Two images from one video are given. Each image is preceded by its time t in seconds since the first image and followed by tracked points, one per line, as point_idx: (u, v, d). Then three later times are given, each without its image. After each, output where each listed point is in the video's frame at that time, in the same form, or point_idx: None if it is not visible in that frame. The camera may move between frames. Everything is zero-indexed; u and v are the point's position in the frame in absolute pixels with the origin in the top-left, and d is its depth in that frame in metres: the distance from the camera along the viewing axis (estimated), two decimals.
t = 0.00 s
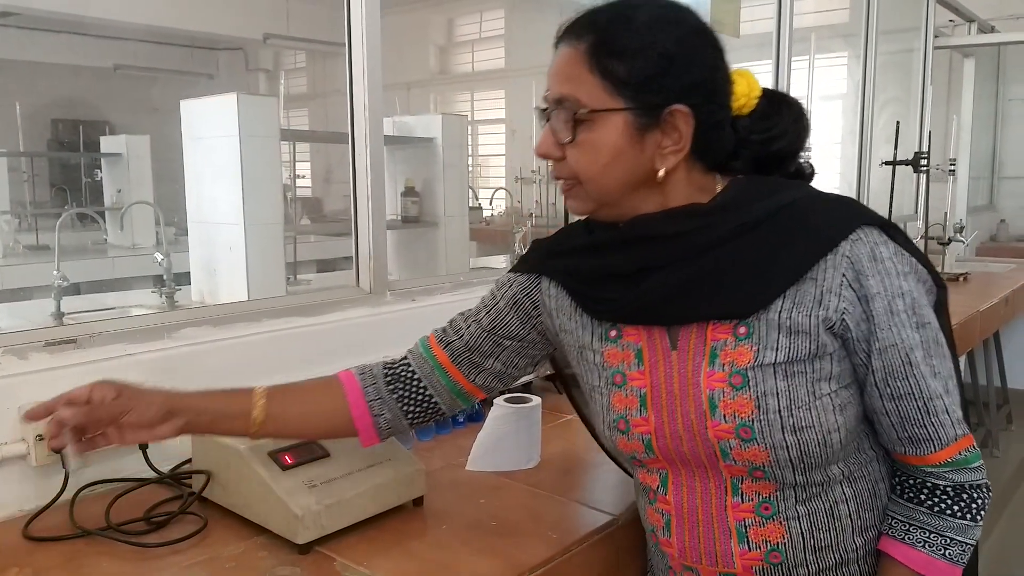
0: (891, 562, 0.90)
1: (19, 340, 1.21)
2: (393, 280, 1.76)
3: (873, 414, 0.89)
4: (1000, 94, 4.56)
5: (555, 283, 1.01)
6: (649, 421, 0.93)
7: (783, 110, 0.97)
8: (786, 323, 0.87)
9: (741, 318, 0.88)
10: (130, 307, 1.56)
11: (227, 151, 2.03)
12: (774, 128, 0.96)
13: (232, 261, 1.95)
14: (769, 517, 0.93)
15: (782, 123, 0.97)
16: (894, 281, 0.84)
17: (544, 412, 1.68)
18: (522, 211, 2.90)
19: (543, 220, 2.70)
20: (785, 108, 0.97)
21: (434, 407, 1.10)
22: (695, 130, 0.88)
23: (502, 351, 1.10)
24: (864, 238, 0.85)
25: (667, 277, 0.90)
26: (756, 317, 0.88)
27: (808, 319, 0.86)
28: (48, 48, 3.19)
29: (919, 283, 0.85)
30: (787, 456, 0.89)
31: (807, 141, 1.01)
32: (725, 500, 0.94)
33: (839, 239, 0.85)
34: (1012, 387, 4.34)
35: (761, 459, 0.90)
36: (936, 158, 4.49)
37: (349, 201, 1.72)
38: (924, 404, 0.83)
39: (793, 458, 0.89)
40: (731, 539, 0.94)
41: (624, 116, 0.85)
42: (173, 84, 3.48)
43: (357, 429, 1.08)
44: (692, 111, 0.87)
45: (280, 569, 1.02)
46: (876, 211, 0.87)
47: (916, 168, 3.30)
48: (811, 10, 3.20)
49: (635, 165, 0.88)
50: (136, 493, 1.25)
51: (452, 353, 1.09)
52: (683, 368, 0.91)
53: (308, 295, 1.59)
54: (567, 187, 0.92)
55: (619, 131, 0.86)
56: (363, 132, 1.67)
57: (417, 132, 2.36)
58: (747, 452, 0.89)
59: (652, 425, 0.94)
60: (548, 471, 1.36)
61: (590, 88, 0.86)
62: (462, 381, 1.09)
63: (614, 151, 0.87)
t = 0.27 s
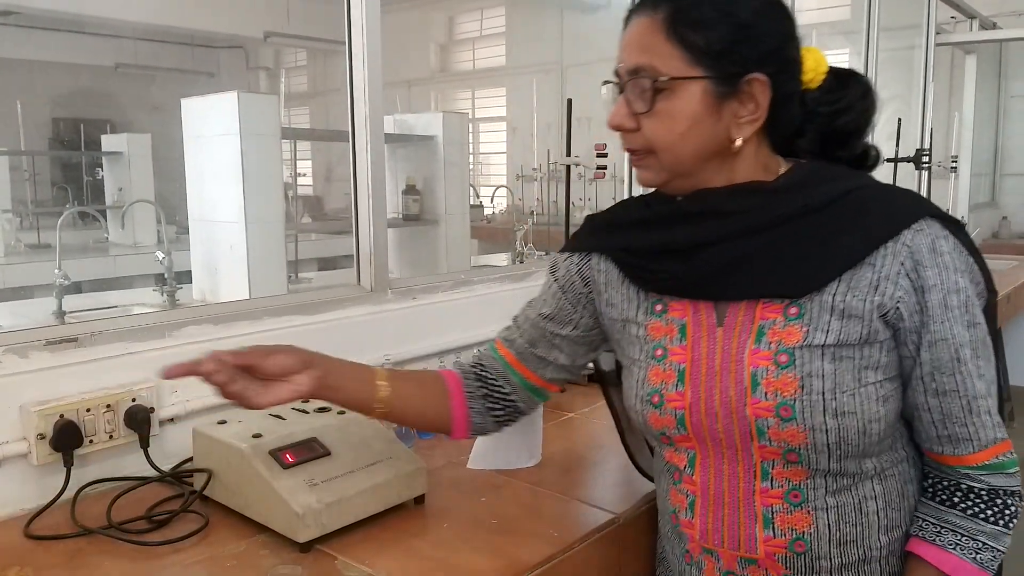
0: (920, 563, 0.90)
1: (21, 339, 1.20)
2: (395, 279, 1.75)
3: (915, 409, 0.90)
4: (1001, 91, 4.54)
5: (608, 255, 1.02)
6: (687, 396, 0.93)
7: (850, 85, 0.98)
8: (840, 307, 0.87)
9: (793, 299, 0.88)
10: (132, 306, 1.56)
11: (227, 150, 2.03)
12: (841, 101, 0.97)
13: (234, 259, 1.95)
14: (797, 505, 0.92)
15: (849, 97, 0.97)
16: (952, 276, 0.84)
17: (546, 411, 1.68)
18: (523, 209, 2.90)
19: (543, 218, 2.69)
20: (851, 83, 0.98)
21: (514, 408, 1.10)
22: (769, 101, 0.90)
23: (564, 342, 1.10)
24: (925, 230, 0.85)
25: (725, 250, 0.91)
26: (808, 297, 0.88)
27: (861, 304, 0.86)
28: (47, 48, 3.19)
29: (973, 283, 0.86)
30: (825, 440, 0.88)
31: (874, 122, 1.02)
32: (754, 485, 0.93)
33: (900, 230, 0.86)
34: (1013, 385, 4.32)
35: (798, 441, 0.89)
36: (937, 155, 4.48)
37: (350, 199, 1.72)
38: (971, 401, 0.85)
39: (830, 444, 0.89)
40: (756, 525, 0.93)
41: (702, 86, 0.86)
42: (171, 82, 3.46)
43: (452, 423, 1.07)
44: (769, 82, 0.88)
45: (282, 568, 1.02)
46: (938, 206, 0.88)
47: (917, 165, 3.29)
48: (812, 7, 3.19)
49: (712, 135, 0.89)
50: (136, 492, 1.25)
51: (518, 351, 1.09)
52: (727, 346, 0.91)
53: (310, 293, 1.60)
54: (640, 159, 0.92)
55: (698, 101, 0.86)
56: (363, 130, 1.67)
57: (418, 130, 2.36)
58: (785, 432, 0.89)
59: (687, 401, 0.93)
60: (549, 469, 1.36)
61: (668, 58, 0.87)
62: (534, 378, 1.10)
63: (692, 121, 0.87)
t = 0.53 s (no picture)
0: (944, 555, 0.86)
1: (18, 336, 1.20)
2: (392, 276, 1.75)
3: (954, 405, 0.87)
4: (1000, 87, 4.54)
5: (658, 240, 0.99)
6: (722, 376, 0.91)
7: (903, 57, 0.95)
8: (889, 294, 0.84)
9: (842, 284, 0.86)
10: (129, 303, 1.56)
11: (224, 147, 2.03)
12: (893, 76, 0.94)
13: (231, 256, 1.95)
14: (826, 491, 0.89)
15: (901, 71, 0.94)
16: (1003, 272, 0.82)
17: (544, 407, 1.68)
18: (521, 206, 2.89)
19: (541, 215, 2.69)
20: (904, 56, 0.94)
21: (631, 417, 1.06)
22: (835, 82, 0.87)
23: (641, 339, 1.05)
24: (981, 224, 0.83)
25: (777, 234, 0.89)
26: (857, 283, 0.85)
27: (911, 291, 0.84)
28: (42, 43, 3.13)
29: None
30: (863, 426, 0.85)
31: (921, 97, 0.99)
32: (784, 468, 0.90)
33: (955, 221, 0.83)
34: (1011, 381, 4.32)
35: (836, 424, 0.86)
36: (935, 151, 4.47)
37: (347, 195, 1.72)
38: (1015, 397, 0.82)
39: (868, 430, 0.86)
40: (782, 510, 0.91)
41: (773, 71, 0.82)
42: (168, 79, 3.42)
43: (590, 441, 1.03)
44: (835, 62, 0.85)
45: (279, 565, 1.02)
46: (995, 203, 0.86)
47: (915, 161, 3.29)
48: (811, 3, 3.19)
49: (784, 122, 0.85)
50: (134, 490, 1.26)
51: (610, 366, 1.05)
52: (770, 328, 0.89)
53: (308, 290, 1.59)
54: (711, 151, 0.88)
55: (770, 88, 0.83)
56: (360, 127, 1.66)
57: (416, 127, 2.36)
58: (823, 415, 0.86)
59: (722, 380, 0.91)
60: (547, 466, 1.36)
61: (735, 44, 0.83)
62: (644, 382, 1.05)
63: (766, 107, 0.83)
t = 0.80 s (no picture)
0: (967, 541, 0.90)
1: (7, 337, 1.19)
2: (384, 275, 1.75)
3: (985, 397, 0.93)
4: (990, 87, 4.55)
5: (700, 230, 1.08)
6: (758, 364, 0.98)
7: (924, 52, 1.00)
8: (925, 288, 0.91)
9: (879, 275, 0.93)
10: (120, 304, 1.55)
11: (214, 147, 2.02)
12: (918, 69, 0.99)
13: (222, 256, 1.94)
14: (857, 478, 0.95)
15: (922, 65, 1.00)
16: None
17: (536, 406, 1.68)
18: (513, 206, 2.88)
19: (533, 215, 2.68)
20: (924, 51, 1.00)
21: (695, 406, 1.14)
22: (875, 79, 0.94)
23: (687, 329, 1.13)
24: (1016, 224, 0.89)
25: (819, 223, 0.96)
26: (894, 275, 0.92)
27: (946, 286, 0.90)
28: (30, 42, 3.09)
29: None
30: (896, 415, 0.91)
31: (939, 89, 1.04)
32: (817, 455, 0.96)
33: (990, 221, 0.90)
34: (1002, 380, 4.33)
35: (870, 412, 0.92)
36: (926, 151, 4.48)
37: (339, 195, 1.72)
38: None
39: (902, 418, 0.91)
40: (814, 495, 0.96)
41: (821, 72, 0.90)
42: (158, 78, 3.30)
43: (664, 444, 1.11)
44: (875, 59, 0.93)
45: (271, 566, 1.02)
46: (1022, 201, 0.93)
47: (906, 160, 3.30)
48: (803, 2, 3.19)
49: (831, 118, 0.92)
50: (124, 491, 1.25)
51: (666, 366, 1.14)
52: (807, 318, 0.96)
53: (300, 291, 1.59)
54: (762, 150, 0.95)
55: (820, 87, 0.90)
56: (353, 127, 1.66)
57: (408, 126, 2.35)
58: (858, 402, 0.92)
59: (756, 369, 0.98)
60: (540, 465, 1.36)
61: (784, 47, 0.90)
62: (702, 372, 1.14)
63: (816, 106, 0.90)
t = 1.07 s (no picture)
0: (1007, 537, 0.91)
1: (7, 337, 1.19)
2: (384, 275, 1.75)
3: None
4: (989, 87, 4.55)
5: (742, 228, 1.07)
6: (799, 358, 0.97)
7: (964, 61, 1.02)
8: (969, 286, 0.91)
9: (922, 274, 0.93)
10: (119, 303, 1.55)
11: (214, 147, 2.02)
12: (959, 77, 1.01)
13: (222, 256, 1.94)
14: (893, 472, 0.95)
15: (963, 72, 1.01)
16: None
17: (535, 406, 1.68)
18: (513, 206, 2.88)
19: (532, 215, 2.68)
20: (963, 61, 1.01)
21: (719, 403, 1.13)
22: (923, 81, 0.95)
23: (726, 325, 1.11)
24: None
25: (866, 223, 0.97)
26: (936, 274, 0.92)
27: (990, 285, 0.91)
28: (30, 41, 3.11)
29: None
30: (938, 410, 0.91)
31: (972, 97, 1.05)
32: (854, 448, 0.95)
33: None
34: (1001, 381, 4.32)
35: (912, 407, 0.92)
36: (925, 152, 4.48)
37: (339, 196, 1.72)
38: None
39: (942, 414, 0.91)
40: (849, 487, 0.96)
41: (874, 70, 0.91)
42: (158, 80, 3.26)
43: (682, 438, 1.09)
44: (925, 62, 0.94)
45: (270, 565, 1.02)
46: None
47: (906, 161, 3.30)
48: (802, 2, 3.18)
49: (880, 116, 0.93)
50: (125, 490, 1.25)
51: (697, 358, 1.12)
52: (849, 314, 0.95)
53: (299, 290, 1.59)
54: (809, 145, 0.95)
55: (873, 84, 0.91)
56: (352, 127, 1.66)
57: (407, 126, 2.35)
58: (900, 397, 0.92)
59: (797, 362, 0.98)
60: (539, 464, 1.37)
61: (837, 44, 0.91)
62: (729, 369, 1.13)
63: (867, 103, 0.91)
